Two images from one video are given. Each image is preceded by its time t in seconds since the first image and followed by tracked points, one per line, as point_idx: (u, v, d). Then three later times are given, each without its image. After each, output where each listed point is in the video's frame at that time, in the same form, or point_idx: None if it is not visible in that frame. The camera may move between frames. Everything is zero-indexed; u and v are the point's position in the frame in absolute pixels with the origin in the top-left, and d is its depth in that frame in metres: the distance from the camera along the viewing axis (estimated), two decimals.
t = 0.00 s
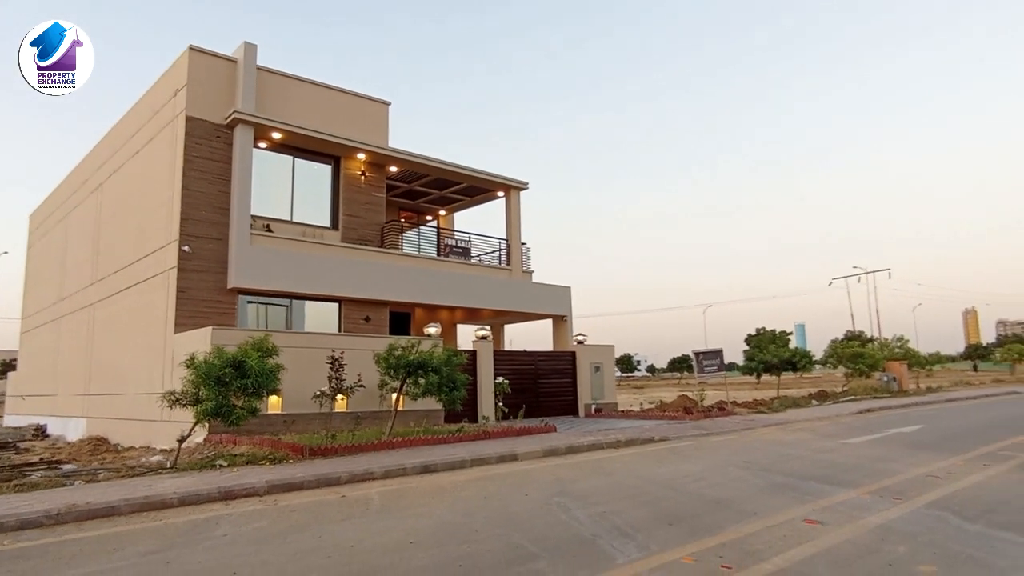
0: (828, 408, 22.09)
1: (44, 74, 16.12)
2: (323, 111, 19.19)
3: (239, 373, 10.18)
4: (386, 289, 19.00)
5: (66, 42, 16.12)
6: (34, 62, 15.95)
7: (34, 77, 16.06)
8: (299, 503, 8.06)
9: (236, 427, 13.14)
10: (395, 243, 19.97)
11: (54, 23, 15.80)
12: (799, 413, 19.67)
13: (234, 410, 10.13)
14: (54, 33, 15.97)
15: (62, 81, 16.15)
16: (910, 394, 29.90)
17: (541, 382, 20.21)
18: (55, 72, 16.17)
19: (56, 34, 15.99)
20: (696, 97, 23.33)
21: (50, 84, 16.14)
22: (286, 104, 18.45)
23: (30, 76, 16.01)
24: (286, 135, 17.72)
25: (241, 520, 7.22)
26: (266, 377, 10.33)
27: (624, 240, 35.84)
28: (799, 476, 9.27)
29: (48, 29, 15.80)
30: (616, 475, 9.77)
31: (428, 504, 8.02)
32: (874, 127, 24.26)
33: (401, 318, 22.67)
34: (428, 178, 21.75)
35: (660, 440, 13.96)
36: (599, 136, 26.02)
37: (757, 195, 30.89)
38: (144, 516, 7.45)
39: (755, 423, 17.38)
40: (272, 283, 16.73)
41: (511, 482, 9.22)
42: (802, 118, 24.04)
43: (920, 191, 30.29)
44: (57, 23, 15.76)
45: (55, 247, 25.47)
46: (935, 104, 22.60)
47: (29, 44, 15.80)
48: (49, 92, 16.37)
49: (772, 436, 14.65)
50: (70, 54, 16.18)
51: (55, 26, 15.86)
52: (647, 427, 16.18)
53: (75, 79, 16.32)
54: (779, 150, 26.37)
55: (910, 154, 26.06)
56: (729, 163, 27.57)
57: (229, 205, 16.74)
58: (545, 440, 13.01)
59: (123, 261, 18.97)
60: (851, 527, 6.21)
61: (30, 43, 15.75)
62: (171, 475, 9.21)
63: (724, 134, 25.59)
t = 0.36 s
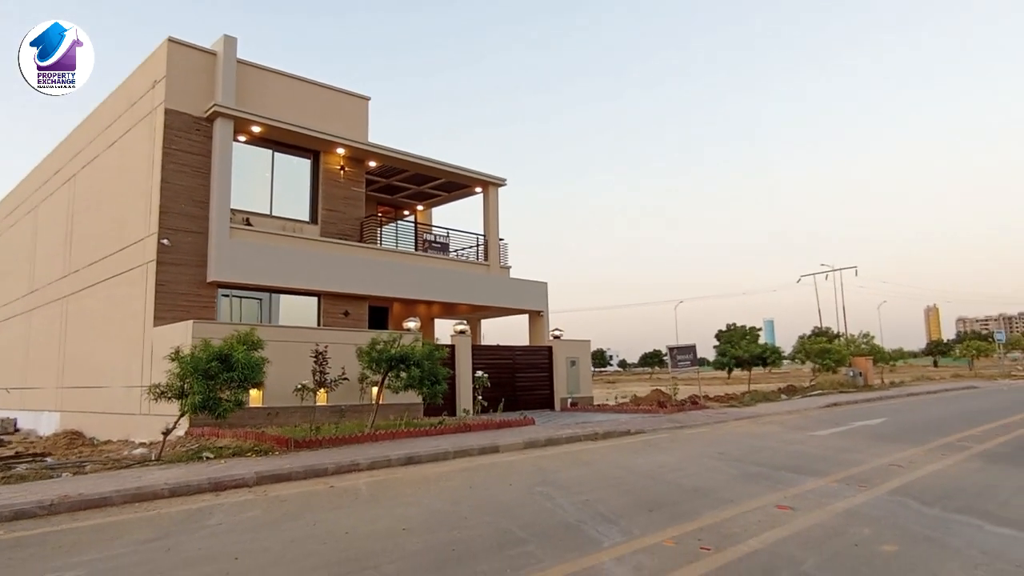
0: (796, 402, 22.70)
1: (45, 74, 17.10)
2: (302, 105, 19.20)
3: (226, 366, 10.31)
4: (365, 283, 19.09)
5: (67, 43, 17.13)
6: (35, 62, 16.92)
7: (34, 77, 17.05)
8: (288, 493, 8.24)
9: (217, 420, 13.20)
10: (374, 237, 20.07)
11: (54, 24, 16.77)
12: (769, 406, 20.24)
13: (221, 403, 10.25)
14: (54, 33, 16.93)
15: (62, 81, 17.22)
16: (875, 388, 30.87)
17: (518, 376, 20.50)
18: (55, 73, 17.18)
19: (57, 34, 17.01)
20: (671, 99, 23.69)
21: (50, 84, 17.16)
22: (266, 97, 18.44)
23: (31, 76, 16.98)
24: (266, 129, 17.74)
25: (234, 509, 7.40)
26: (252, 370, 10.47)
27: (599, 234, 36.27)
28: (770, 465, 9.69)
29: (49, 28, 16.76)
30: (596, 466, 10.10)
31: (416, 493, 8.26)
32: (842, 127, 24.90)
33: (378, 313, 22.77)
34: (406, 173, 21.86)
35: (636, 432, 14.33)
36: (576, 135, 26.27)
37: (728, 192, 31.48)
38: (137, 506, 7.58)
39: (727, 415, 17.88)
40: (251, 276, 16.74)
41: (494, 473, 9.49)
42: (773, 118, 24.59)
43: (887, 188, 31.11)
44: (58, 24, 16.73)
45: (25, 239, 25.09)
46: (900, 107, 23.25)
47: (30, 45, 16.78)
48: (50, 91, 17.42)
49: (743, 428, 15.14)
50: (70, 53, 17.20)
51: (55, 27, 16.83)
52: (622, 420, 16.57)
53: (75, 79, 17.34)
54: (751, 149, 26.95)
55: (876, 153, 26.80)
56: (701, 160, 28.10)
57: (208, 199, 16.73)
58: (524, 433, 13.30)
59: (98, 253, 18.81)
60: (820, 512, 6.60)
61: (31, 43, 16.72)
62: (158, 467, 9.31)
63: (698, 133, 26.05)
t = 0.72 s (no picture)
0: (796, 399, 22.96)
1: (44, 73, 17.30)
2: (307, 107, 19.40)
3: (239, 365, 10.53)
4: (370, 283, 19.31)
5: (66, 42, 17.31)
6: (35, 62, 17.11)
7: (34, 77, 17.25)
8: (303, 488, 8.47)
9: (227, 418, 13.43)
10: (378, 238, 20.29)
11: (54, 24, 16.96)
12: (769, 404, 20.47)
13: (235, 401, 10.48)
14: (53, 33, 17.12)
15: (61, 81, 17.41)
16: (874, 386, 31.11)
17: (521, 374, 20.73)
18: (54, 72, 17.37)
19: (56, 34, 17.17)
20: (672, 99, 23.88)
21: (49, 84, 17.35)
22: (271, 99, 18.64)
23: (31, 76, 17.18)
24: (271, 131, 17.94)
25: (251, 503, 7.62)
26: (265, 369, 10.69)
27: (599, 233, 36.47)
28: (770, 460, 9.93)
29: (47, 28, 16.94)
30: (600, 461, 10.34)
31: (426, 488, 8.49)
32: (839, 126, 25.14)
33: (382, 312, 22.97)
34: (409, 174, 22.07)
35: (639, 429, 14.56)
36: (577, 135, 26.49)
37: (728, 191, 31.71)
38: (157, 500, 7.81)
39: (728, 413, 18.12)
40: (258, 277, 16.97)
41: (502, 468, 9.73)
42: (772, 118, 24.81)
43: (885, 187, 31.33)
44: (57, 23, 16.91)
45: (30, 240, 25.29)
46: (898, 106, 23.47)
47: (30, 45, 16.96)
48: (50, 91, 17.62)
49: (744, 425, 15.38)
50: (69, 53, 17.39)
51: (55, 27, 17.02)
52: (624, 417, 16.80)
53: (74, 79, 17.55)
54: (750, 148, 27.17)
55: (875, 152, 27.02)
56: (701, 160, 28.32)
57: (215, 200, 16.92)
58: (528, 430, 13.53)
59: (105, 254, 19.00)
60: (819, 503, 6.86)
61: (30, 43, 16.91)
62: (173, 464, 9.53)
63: (697, 132, 26.25)
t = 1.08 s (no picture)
0: (796, 398, 23.20)
1: (43, 73, 17.48)
2: (313, 108, 19.59)
3: (253, 364, 10.72)
4: (376, 282, 19.48)
5: (66, 42, 17.44)
6: (35, 62, 17.30)
7: (34, 77, 17.44)
8: (317, 484, 8.67)
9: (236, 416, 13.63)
10: (383, 237, 20.48)
11: (54, 24, 17.08)
12: (770, 402, 20.67)
13: (247, 400, 10.68)
14: (53, 33, 17.27)
15: (61, 81, 17.58)
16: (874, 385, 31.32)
17: (524, 373, 20.93)
18: (54, 72, 17.55)
19: (56, 34, 17.30)
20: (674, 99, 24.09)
21: (49, 84, 17.54)
22: (278, 100, 18.82)
23: (31, 76, 17.38)
24: (278, 131, 18.12)
25: (268, 498, 7.82)
26: (276, 368, 10.87)
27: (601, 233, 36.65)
28: (773, 457, 10.13)
29: (48, 29, 17.09)
30: (606, 458, 10.54)
31: (437, 484, 8.69)
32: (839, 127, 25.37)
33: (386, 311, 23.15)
34: (414, 174, 22.24)
35: (643, 427, 14.76)
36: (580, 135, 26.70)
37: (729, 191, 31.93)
38: (175, 496, 8.00)
39: (730, 411, 18.32)
40: (266, 276, 17.16)
41: (510, 465, 9.93)
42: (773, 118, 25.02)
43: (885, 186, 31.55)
44: (57, 23, 17.03)
45: (36, 238, 25.49)
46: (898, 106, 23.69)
47: (30, 45, 17.14)
48: (49, 91, 17.80)
49: (746, 423, 15.58)
50: (70, 53, 17.54)
51: (55, 27, 17.16)
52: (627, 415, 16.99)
53: (74, 79, 17.71)
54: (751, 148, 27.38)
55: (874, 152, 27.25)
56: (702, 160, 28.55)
57: (223, 200, 17.12)
58: (534, 428, 13.72)
59: (113, 253, 19.19)
60: (822, 499, 7.06)
61: (29, 43, 17.09)
62: (187, 460, 9.72)
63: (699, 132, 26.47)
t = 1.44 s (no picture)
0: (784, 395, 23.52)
1: (45, 74, 17.42)
2: (309, 105, 19.62)
3: (252, 360, 10.80)
4: (370, 279, 19.56)
5: (67, 42, 17.42)
6: (35, 63, 17.26)
7: (34, 77, 17.37)
8: (319, 478, 8.80)
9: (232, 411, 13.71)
10: (377, 234, 20.56)
11: (55, 24, 17.08)
12: (759, 399, 20.97)
13: (246, 395, 10.77)
14: (54, 33, 17.25)
15: (62, 81, 17.50)
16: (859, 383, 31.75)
17: (516, 370, 21.10)
18: (55, 72, 17.49)
19: (57, 34, 17.31)
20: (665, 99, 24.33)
21: (50, 84, 17.46)
22: (274, 97, 18.85)
23: (32, 76, 17.32)
24: (274, 129, 18.14)
25: (272, 492, 7.94)
26: (275, 363, 10.93)
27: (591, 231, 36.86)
28: (765, 452, 10.37)
29: (50, 29, 17.09)
30: (601, 452, 10.74)
31: (438, 478, 8.84)
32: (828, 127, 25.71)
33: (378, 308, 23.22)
34: (408, 171, 22.32)
35: (635, 424, 14.98)
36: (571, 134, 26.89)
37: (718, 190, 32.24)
38: (180, 489, 8.10)
39: (720, 408, 18.60)
40: (262, 273, 17.20)
41: (508, 459, 10.10)
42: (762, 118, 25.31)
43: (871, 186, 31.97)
44: (58, 24, 17.04)
45: (25, 235, 25.38)
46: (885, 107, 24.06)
47: (31, 45, 17.13)
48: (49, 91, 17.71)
49: (736, 420, 15.85)
50: (70, 53, 17.49)
51: (56, 28, 17.14)
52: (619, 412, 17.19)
53: (74, 79, 17.64)
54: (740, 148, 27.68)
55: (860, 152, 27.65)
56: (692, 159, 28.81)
57: (218, 196, 17.15)
58: (529, 423, 13.90)
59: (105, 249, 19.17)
60: (815, 491, 7.29)
61: (32, 43, 17.08)
62: (188, 455, 9.81)
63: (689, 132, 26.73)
